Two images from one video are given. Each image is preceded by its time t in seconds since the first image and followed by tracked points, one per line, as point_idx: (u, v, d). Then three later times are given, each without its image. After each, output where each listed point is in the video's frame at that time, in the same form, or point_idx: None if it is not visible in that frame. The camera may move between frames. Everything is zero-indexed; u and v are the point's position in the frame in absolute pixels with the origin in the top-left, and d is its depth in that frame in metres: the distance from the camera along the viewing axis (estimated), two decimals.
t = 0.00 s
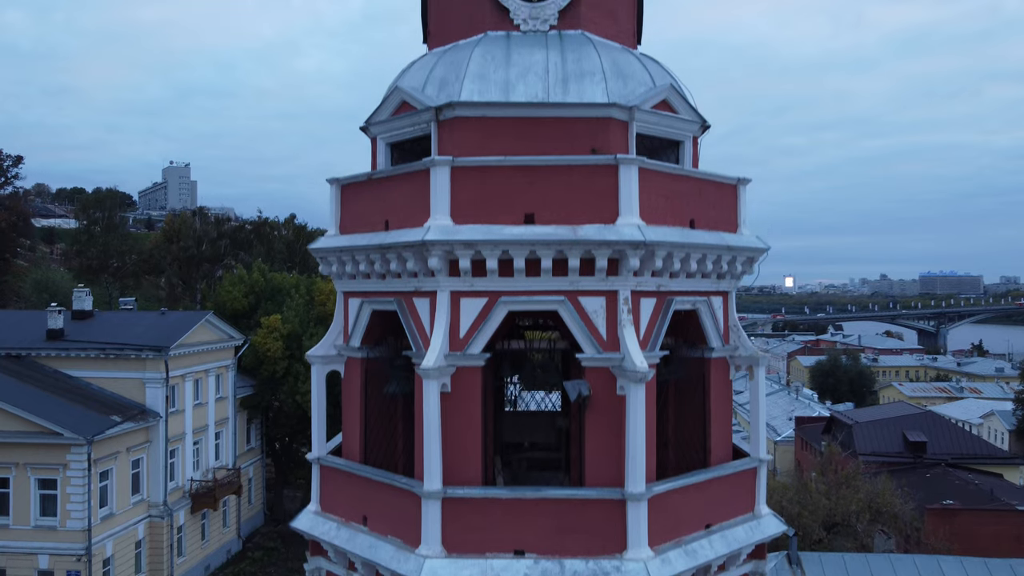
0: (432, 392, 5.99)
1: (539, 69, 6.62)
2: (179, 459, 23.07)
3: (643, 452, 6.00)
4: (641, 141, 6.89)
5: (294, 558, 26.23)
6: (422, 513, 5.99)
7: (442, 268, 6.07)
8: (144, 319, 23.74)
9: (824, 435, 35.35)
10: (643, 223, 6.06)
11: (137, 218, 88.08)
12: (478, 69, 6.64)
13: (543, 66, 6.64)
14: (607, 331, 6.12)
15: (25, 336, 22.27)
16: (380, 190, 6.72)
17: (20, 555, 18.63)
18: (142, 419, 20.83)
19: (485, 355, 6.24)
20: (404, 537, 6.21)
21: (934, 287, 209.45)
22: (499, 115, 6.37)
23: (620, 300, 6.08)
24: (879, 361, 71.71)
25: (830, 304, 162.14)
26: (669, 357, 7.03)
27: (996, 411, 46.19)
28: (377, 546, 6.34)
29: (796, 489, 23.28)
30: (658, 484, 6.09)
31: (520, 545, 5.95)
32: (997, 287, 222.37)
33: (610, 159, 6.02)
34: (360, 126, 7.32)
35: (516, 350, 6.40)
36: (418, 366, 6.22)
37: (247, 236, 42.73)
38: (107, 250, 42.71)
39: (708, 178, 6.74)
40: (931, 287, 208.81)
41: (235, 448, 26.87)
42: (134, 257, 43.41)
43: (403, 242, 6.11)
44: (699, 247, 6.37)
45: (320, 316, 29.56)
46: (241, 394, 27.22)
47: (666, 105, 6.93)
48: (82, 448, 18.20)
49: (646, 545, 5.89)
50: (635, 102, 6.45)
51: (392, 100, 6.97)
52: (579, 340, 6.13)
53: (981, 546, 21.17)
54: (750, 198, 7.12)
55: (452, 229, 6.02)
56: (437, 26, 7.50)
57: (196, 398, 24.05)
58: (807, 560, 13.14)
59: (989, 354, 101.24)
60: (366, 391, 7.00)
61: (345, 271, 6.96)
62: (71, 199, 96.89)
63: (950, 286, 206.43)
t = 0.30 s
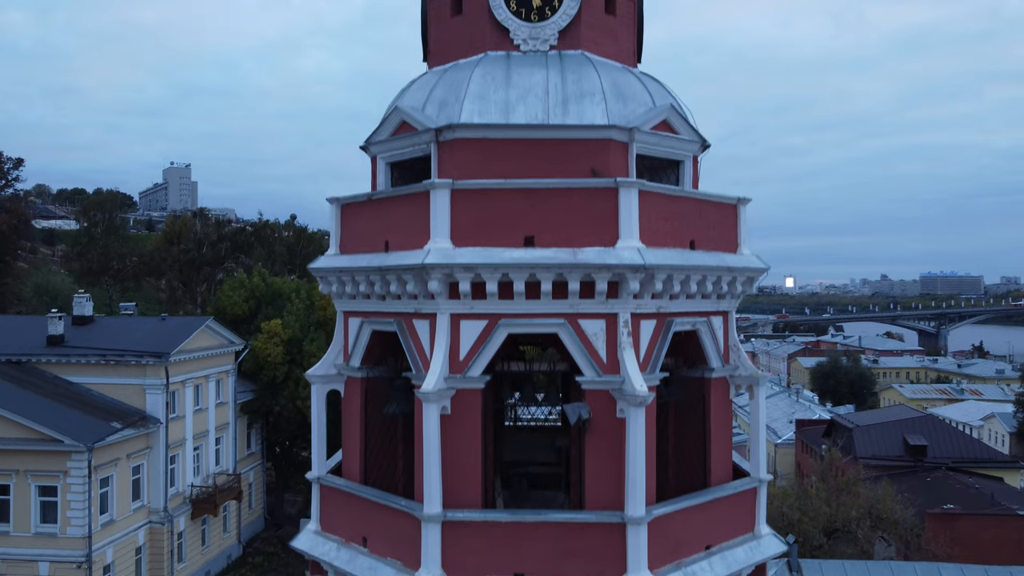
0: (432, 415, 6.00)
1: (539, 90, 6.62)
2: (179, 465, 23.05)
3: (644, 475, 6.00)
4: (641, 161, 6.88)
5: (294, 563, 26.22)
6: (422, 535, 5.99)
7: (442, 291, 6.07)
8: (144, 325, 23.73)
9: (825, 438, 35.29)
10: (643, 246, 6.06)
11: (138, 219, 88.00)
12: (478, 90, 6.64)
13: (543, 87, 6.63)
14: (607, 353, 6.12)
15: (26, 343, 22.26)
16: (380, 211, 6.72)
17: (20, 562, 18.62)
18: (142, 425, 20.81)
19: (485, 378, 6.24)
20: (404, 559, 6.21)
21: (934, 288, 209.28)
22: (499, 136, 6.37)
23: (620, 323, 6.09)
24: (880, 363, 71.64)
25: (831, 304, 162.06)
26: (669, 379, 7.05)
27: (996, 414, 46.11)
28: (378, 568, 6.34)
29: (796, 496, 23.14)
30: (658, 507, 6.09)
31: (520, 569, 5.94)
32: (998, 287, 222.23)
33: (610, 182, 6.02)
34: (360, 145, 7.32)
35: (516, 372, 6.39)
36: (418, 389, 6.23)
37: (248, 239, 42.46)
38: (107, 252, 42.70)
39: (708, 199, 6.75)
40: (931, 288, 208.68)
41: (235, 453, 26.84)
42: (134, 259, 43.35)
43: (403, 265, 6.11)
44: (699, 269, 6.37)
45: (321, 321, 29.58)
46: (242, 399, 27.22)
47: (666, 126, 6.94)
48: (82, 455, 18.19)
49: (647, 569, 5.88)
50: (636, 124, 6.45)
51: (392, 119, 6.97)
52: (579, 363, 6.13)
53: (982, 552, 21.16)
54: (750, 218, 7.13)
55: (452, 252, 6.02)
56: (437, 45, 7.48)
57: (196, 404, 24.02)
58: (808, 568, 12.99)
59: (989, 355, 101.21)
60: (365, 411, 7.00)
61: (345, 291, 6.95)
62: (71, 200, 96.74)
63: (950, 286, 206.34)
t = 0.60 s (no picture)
0: (432, 437, 5.99)
1: (540, 110, 6.62)
2: (180, 471, 23.05)
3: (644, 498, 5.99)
4: (641, 180, 6.88)
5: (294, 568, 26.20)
6: (422, 558, 5.99)
7: (442, 313, 6.06)
8: (144, 330, 23.73)
9: (825, 441, 35.24)
10: (643, 268, 6.06)
11: (138, 220, 87.96)
12: (479, 110, 6.64)
13: (544, 108, 6.63)
14: (607, 375, 6.12)
15: (26, 349, 22.26)
16: (380, 230, 6.71)
17: (21, 569, 18.63)
18: (142, 431, 20.80)
19: (486, 400, 6.24)
20: None
21: (934, 288, 209.54)
22: (499, 157, 6.36)
23: (621, 345, 6.09)
24: (880, 364, 71.58)
25: (831, 304, 161.93)
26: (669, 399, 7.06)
27: (998, 416, 45.98)
28: None
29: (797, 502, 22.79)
30: (658, 529, 6.08)
31: None
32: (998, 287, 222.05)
33: (610, 205, 6.02)
34: (361, 164, 7.32)
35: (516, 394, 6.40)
36: (419, 411, 6.24)
37: (248, 242, 42.33)
38: (108, 254, 42.70)
39: (708, 219, 6.75)
40: (931, 289, 208.99)
41: (235, 458, 26.82)
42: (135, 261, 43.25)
43: (403, 287, 6.11)
44: (699, 290, 6.36)
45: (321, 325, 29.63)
46: (242, 404, 27.22)
47: (666, 145, 6.93)
48: (83, 462, 18.17)
49: None
50: (636, 145, 6.45)
51: (392, 139, 6.97)
52: (579, 385, 6.14)
53: (982, 554, 21.27)
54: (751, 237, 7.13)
55: (452, 274, 6.02)
56: (437, 63, 7.47)
57: (196, 409, 24.01)
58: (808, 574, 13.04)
59: (990, 355, 101.15)
60: (366, 431, 6.99)
61: (346, 311, 6.95)
62: (72, 201, 96.69)
63: (950, 286, 206.72)
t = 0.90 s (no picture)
0: (432, 459, 5.98)
1: (540, 130, 6.61)
2: (181, 476, 23.03)
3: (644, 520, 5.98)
4: (641, 200, 6.87)
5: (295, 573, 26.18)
6: None
7: (442, 335, 6.06)
8: (145, 336, 23.72)
9: (826, 444, 35.18)
10: (643, 290, 6.05)
11: (138, 220, 87.89)
12: (479, 131, 6.63)
13: (544, 127, 6.62)
14: (608, 398, 6.11)
15: (27, 354, 22.24)
16: (380, 250, 6.72)
17: None
18: (142, 437, 20.79)
19: (486, 422, 6.23)
20: None
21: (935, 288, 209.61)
22: (499, 178, 6.36)
23: (621, 366, 6.08)
24: (881, 365, 71.54)
25: (832, 305, 161.80)
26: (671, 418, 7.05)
27: (999, 418, 45.84)
28: None
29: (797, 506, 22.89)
30: (659, 550, 6.07)
31: None
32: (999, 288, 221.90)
33: (610, 227, 6.02)
34: (361, 182, 7.32)
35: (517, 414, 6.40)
36: (419, 432, 6.24)
37: (249, 244, 42.24)
38: (109, 256, 42.22)
39: (709, 239, 6.74)
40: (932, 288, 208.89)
41: (235, 462, 26.78)
42: (135, 263, 42.85)
43: (403, 309, 6.11)
44: (699, 311, 6.35)
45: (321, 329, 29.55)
46: (242, 409, 27.21)
47: (667, 164, 6.91)
48: (83, 469, 18.14)
49: None
50: (637, 165, 6.44)
51: (392, 159, 6.97)
52: (580, 407, 6.13)
53: (983, 559, 21.01)
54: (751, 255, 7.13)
55: (452, 296, 6.02)
56: (437, 80, 7.46)
57: (197, 414, 24.00)
58: None
59: (990, 356, 101.11)
60: (366, 450, 7.00)
61: (346, 330, 6.94)
62: (72, 201, 96.63)
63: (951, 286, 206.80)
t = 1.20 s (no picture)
0: (433, 479, 5.99)
1: (541, 149, 6.61)
2: (182, 480, 23.03)
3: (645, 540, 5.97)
4: (642, 217, 6.87)
5: None
6: None
7: (443, 355, 6.06)
8: (146, 340, 23.73)
9: (827, 446, 35.09)
10: (644, 310, 6.06)
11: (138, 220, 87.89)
12: (480, 149, 6.63)
13: (545, 146, 6.62)
14: (608, 417, 6.11)
15: (27, 359, 22.25)
16: (381, 268, 6.72)
17: None
18: (143, 443, 20.81)
19: (487, 441, 6.23)
20: None
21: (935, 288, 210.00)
22: (500, 197, 6.36)
23: (622, 386, 6.08)
24: (881, 366, 71.53)
25: (833, 304, 161.68)
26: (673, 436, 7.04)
27: (1000, 419, 45.66)
28: None
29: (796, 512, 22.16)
30: (660, 570, 6.07)
31: None
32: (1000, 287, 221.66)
33: (612, 247, 6.02)
34: (361, 199, 7.32)
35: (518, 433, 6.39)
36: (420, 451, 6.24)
37: (250, 247, 42.14)
38: (110, 257, 41.85)
39: (710, 256, 6.75)
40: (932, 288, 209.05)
41: (236, 467, 26.77)
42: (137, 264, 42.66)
43: (404, 329, 6.11)
44: (700, 330, 6.35)
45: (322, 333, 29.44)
46: (243, 413, 27.21)
47: (668, 182, 6.91)
48: (84, 475, 18.14)
49: None
50: (638, 184, 6.44)
51: (393, 176, 6.96)
52: (580, 427, 6.13)
53: (984, 562, 21.31)
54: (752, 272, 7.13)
55: (453, 316, 6.02)
56: (438, 96, 7.44)
57: (198, 419, 24.02)
58: None
59: (991, 357, 101.00)
60: (367, 468, 7.00)
61: (347, 347, 6.94)
62: (73, 202, 96.67)
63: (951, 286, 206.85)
